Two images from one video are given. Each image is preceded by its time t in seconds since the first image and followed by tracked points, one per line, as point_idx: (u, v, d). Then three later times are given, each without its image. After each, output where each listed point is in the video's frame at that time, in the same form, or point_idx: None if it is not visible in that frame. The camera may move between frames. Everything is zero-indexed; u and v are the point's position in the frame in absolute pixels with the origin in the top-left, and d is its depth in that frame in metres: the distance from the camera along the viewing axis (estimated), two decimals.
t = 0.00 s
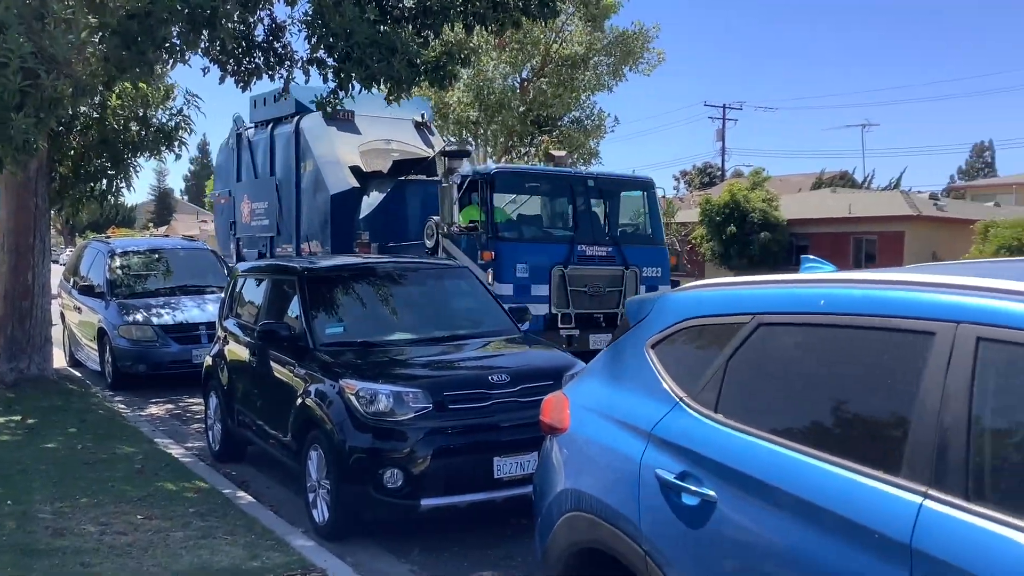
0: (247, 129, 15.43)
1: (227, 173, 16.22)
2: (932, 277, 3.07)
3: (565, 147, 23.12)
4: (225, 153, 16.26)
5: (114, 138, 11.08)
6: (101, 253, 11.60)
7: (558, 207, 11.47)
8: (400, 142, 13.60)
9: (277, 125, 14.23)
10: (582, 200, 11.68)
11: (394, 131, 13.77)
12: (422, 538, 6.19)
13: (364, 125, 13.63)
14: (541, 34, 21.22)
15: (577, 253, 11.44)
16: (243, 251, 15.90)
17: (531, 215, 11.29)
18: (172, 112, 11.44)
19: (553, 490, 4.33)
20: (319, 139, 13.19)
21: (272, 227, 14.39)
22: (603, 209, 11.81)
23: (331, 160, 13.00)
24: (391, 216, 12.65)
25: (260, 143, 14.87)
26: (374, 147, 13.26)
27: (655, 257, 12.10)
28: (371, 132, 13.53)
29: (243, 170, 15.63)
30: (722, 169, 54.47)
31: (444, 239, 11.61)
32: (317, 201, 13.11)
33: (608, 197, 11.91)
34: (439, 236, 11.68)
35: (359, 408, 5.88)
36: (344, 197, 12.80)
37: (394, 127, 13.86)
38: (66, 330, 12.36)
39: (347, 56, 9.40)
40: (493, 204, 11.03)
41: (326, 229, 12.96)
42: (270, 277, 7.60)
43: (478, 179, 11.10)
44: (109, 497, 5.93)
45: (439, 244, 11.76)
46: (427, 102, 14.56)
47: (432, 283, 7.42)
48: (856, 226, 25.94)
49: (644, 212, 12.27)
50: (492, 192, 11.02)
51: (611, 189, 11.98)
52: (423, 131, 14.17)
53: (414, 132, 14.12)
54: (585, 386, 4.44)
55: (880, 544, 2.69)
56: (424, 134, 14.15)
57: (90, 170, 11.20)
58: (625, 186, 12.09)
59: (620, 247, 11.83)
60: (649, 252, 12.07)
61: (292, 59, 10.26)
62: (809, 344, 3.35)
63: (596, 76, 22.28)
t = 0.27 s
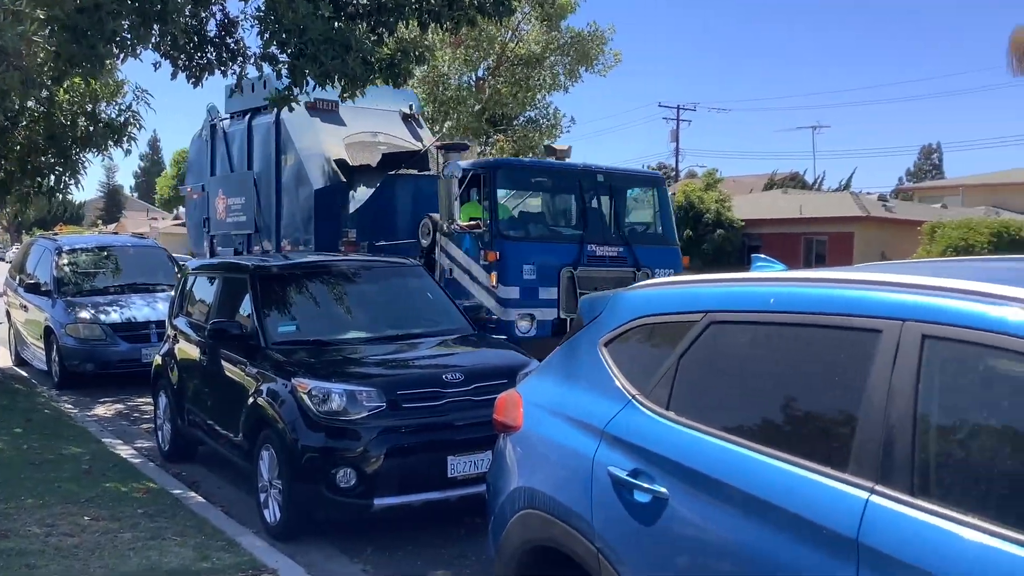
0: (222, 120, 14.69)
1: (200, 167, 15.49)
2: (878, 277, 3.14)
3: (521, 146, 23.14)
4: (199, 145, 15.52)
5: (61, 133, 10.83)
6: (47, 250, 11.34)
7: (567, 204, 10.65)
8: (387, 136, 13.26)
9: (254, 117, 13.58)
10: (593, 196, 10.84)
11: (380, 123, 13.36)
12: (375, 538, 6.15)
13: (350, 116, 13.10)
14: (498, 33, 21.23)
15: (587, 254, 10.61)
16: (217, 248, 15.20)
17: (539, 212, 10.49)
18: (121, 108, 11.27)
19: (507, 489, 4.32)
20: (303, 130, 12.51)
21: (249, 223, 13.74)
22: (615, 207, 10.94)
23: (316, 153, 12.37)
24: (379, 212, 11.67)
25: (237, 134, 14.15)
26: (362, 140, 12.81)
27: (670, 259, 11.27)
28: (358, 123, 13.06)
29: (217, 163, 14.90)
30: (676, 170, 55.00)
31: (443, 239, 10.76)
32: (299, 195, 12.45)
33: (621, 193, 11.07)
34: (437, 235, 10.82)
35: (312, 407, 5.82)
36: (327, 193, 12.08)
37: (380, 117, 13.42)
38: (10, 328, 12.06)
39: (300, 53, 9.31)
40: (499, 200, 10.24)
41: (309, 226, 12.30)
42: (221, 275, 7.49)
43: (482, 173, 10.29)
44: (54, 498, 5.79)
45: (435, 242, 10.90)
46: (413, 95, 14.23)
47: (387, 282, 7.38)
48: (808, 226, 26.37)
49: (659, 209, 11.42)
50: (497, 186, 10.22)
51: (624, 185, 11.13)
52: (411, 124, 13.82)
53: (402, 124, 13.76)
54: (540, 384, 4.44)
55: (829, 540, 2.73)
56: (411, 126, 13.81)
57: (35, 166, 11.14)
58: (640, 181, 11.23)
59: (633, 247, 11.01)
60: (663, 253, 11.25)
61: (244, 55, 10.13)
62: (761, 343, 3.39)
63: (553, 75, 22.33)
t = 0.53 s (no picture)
0: (196, 117, 13.92)
1: (172, 166, 14.68)
2: (829, 283, 3.16)
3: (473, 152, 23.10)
4: (169, 144, 14.76)
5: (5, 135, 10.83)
6: None
7: (585, 206, 9.83)
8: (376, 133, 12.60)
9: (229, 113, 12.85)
10: (613, 198, 10.02)
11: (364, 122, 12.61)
12: (326, 548, 6.05)
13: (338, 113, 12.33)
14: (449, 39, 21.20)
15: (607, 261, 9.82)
16: (189, 253, 14.44)
17: (555, 214, 9.68)
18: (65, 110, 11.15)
19: (461, 497, 4.28)
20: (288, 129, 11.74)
21: (227, 227, 13.06)
22: (635, 209, 10.14)
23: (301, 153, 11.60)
24: (371, 214, 11.58)
25: (212, 132, 13.43)
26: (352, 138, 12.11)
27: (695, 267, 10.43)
28: (344, 123, 12.29)
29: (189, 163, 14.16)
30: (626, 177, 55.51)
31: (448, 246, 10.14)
32: (283, 198, 11.84)
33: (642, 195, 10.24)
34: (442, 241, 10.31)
35: (261, 415, 5.71)
36: (316, 194, 11.62)
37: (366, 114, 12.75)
38: None
39: (249, 57, 9.17)
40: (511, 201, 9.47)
41: (297, 231, 11.72)
42: (167, 281, 7.32)
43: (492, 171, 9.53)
44: None
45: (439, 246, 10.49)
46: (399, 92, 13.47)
47: (338, 288, 7.28)
48: (756, 233, 26.76)
49: (684, 212, 10.56)
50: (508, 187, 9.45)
51: (645, 186, 10.31)
52: (401, 122, 13.17)
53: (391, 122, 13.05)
54: (492, 391, 4.41)
55: (779, 545, 2.75)
56: (402, 125, 13.15)
57: None
58: (661, 182, 10.41)
59: (655, 254, 10.21)
60: (688, 260, 10.41)
61: (193, 57, 9.95)
62: (715, 350, 3.40)
63: (504, 82, 22.36)
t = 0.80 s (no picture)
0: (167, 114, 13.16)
1: (140, 168, 13.93)
2: (781, 292, 3.17)
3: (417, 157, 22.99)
4: (137, 144, 14.06)
5: None
6: None
7: (612, 208, 8.91)
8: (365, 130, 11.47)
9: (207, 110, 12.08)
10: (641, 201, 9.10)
11: (352, 117, 11.56)
12: (272, 561, 5.92)
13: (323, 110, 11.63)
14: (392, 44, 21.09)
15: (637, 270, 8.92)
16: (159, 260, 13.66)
17: (582, 218, 8.76)
18: None
19: (412, 508, 4.22)
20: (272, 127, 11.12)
21: (203, 231, 12.30)
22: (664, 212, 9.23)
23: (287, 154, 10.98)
24: (361, 221, 10.89)
25: (185, 131, 12.68)
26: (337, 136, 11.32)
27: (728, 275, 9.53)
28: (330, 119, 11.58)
29: (159, 164, 13.45)
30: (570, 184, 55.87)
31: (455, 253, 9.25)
32: (268, 202, 11.15)
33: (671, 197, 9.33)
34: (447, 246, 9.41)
35: (204, 426, 5.55)
36: (303, 197, 10.89)
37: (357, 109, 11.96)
38: None
39: (189, 60, 9.04)
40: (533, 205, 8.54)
41: (283, 236, 11.00)
42: (106, 289, 7.10)
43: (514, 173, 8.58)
44: None
45: (445, 251, 9.44)
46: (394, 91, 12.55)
47: (284, 296, 7.13)
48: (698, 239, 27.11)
49: (712, 214, 9.71)
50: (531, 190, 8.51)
51: (673, 186, 9.39)
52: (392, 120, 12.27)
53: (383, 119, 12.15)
54: (443, 400, 4.35)
55: (731, 552, 2.74)
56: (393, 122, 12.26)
57: None
58: (690, 182, 9.49)
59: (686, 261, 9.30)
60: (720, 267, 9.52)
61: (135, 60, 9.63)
62: (668, 358, 3.39)
63: (448, 87, 22.31)
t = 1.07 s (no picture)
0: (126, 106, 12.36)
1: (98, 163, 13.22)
2: (724, 291, 3.17)
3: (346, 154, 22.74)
4: (92, 136, 13.41)
5: None
6: None
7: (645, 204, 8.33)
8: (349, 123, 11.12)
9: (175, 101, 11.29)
10: (675, 195, 8.49)
11: (333, 105, 11.34)
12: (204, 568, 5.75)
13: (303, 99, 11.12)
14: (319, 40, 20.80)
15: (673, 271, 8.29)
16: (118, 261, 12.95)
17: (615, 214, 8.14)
18: None
19: (350, 512, 4.14)
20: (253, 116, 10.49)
21: (170, 232, 11.54)
22: (699, 208, 8.63)
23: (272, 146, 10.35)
24: (351, 221, 10.41)
25: (149, 124, 11.86)
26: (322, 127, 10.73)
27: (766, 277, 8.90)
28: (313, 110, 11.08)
29: (119, 159, 12.70)
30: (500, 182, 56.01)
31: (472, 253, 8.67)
32: (246, 200, 10.47)
33: (705, 192, 8.75)
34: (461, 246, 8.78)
35: (132, 432, 5.36)
36: (287, 192, 10.24)
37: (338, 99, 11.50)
38: None
39: (113, 56, 8.75)
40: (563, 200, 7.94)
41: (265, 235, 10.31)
42: (26, 290, 6.82)
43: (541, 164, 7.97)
44: None
45: (456, 251, 8.90)
46: (374, 77, 12.32)
47: (215, 297, 6.95)
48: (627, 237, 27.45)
49: (746, 212, 9.11)
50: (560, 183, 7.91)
51: (706, 181, 8.82)
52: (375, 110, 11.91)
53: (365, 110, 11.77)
54: (382, 403, 4.29)
55: (673, 551, 2.74)
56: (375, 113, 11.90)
57: None
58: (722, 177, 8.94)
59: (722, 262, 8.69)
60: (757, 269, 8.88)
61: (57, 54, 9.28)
62: (610, 358, 3.39)
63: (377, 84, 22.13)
